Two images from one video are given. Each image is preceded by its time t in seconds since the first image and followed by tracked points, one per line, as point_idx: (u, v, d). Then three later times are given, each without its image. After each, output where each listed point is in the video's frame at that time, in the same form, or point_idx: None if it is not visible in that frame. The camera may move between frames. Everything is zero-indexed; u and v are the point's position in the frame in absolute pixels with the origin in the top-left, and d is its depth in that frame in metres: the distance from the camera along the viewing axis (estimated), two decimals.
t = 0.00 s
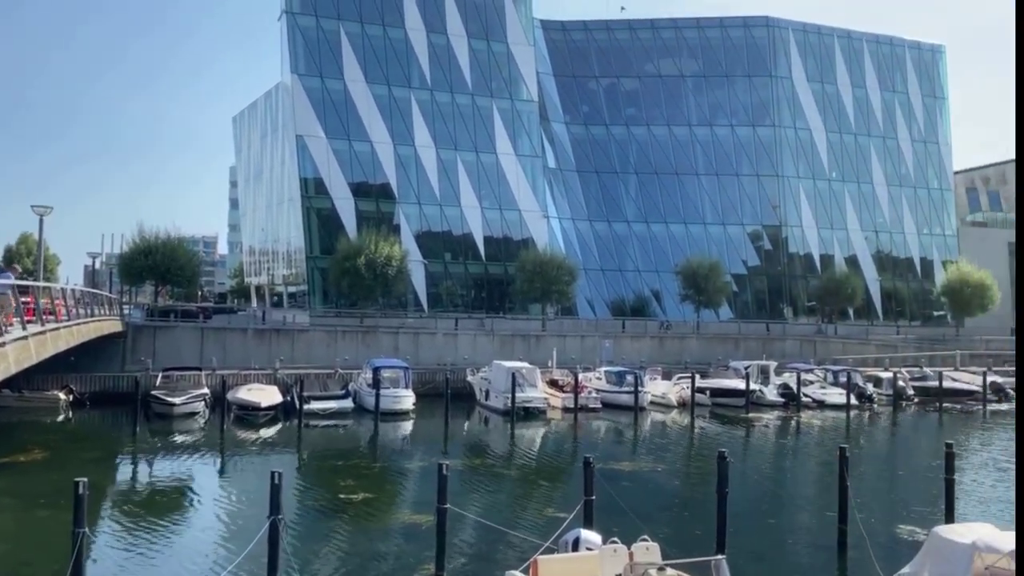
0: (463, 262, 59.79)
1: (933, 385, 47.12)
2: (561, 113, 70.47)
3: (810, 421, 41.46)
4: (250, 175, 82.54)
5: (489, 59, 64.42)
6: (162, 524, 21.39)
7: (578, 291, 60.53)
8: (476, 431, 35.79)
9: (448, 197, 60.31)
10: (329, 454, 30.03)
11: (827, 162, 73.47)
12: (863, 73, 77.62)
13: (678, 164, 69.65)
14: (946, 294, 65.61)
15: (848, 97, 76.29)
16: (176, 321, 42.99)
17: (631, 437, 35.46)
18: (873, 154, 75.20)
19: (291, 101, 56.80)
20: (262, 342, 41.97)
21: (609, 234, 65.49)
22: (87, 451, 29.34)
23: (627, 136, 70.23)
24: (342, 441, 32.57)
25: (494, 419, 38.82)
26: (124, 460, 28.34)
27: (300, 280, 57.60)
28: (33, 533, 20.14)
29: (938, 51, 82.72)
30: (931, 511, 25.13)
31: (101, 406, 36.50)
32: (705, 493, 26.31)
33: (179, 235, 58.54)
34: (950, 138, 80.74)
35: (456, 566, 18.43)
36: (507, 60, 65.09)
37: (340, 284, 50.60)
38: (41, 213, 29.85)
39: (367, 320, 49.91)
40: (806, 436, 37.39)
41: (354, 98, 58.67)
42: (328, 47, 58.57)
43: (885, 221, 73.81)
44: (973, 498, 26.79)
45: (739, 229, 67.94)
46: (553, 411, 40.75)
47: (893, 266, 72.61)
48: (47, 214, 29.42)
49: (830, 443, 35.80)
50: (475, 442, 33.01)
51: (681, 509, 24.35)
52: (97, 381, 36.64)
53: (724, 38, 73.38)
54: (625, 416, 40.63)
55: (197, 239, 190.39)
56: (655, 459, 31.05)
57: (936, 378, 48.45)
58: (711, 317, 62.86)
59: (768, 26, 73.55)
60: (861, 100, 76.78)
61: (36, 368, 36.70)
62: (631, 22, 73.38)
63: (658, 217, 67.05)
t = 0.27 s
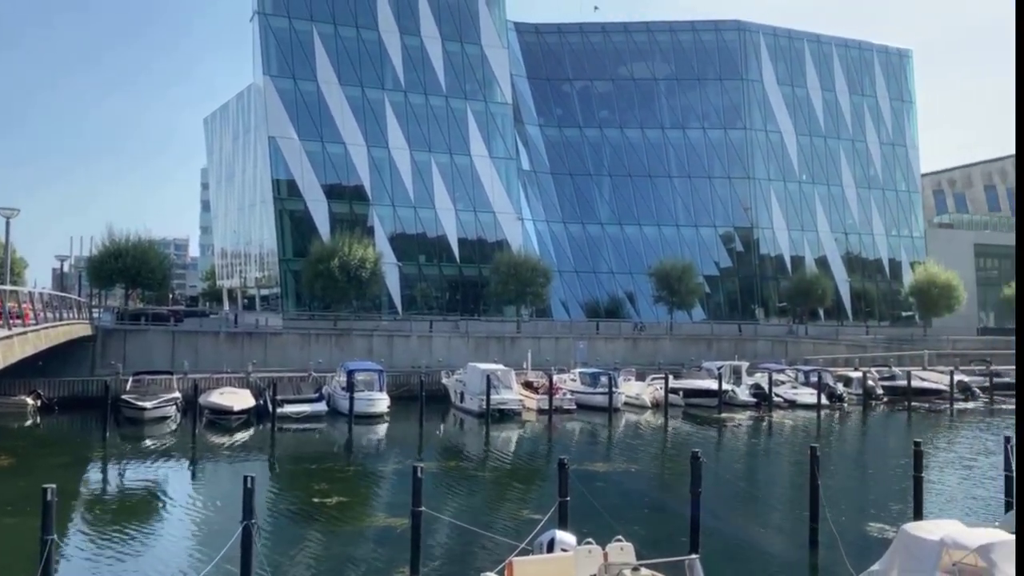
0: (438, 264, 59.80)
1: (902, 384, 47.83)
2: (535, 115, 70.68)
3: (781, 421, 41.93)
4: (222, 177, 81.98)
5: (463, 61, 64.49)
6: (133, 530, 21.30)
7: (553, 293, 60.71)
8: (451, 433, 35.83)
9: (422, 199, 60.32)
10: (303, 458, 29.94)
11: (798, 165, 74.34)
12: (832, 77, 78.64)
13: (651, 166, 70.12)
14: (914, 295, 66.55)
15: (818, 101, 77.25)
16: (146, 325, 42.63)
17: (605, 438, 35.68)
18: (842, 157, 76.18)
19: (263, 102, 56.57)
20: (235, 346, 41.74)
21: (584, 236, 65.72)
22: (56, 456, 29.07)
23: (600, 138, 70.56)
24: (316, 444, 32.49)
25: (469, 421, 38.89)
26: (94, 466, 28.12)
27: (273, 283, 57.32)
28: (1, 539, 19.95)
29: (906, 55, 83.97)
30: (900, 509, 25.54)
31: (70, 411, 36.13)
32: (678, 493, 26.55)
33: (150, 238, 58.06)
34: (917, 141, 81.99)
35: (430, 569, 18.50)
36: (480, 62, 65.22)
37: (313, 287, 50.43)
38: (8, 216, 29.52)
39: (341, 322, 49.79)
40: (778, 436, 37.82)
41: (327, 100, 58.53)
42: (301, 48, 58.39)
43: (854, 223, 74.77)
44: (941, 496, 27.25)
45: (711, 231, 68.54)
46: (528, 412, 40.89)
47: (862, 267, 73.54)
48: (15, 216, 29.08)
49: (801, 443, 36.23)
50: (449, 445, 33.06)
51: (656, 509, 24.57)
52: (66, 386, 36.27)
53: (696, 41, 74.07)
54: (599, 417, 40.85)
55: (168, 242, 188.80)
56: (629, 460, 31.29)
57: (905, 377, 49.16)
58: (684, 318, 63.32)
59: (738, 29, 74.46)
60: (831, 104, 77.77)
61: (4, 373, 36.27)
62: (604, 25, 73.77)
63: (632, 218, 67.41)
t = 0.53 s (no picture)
0: (414, 267, 59.81)
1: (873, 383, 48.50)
2: (510, 117, 70.85)
3: (755, 421, 42.39)
4: (195, 178, 81.43)
5: (438, 63, 64.55)
6: (105, 536, 21.23)
7: (529, 295, 60.89)
8: (427, 436, 35.90)
9: (398, 201, 60.30)
10: (278, 461, 29.90)
11: (770, 167, 75.13)
12: (804, 80, 79.54)
13: (626, 168, 70.54)
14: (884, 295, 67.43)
15: (790, 104, 78.12)
16: (118, 328, 42.31)
17: (580, 439, 35.90)
18: (814, 159, 77.07)
19: (237, 103, 56.33)
20: (208, 349, 41.53)
21: (559, 237, 65.98)
22: (27, 462, 28.83)
23: (576, 140, 70.87)
24: (292, 448, 32.45)
25: (445, 424, 38.97)
26: (65, 471, 27.92)
27: (247, 285, 57.04)
28: None
29: (876, 59, 85.11)
30: (871, 507, 25.95)
31: (40, 415, 35.80)
32: (654, 493, 26.81)
33: (121, 240, 57.57)
34: (887, 144, 83.14)
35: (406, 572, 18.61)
36: (456, 64, 65.33)
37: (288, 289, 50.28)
38: None
39: (316, 325, 49.69)
40: (751, 435, 38.26)
41: (302, 101, 58.35)
42: (275, 49, 58.20)
43: (825, 225, 75.65)
44: (911, 493, 27.72)
45: (686, 233, 69.06)
46: (504, 414, 41.04)
47: (833, 268, 74.41)
48: None
49: (774, 442, 36.65)
50: (426, 447, 33.14)
51: (631, 509, 24.81)
52: (36, 391, 35.94)
53: (670, 44, 74.62)
54: (575, 418, 41.09)
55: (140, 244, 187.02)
56: (605, 460, 31.53)
57: (876, 377, 49.83)
58: (659, 319, 63.74)
59: (711, 33, 75.22)
60: (803, 107, 78.67)
61: None
62: (579, 28, 74.13)
63: (607, 220, 67.77)
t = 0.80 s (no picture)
0: (390, 269, 59.75)
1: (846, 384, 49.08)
2: (487, 120, 70.93)
3: (730, 422, 42.76)
4: (168, 181, 80.81)
5: (414, 66, 64.53)
6: (77, 544, 21.11)
7: (505, 297, 60.97)
8: (404, 439, 35.90)
9: (374, 203, 60.25)
10: (253, 466, 29.79)
11: (744, 170, 75.85)
12: (777, 85, 80.36)
13: (601, 171, 70.87)
14: (855, 297, 68.19)
15: (763, 108, 78.90)
16: (89, 332, 41.92)
17: (557, 441, 36.06)
18: (786, 163, 77.88)
19: (211, 104, 56.06)
20: (182, 353, 41.25)
21: (536, 240, 66.18)
22: None
23: (552, 143, 71.11)
24: (267, 453, 32.33)
25: (422, 427, 38.99)
26: (36, 478, 27.66)
27: (221, 288, 56.73)
28: None
29: (848, 64, 86.12)
30: (844, 507, 26.30)
31: (10, 421, 35.42)
32: (629, 494, 26.99)
33: (93, 243, 57.03)
34: (859, 148, 84.20)
35: None
36: (432, 67, 65.37)
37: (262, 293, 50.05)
38: None
39: (290, 328, 49.50)
40: (726, 436, 38.61)
41: (276, 103, 58.17)
42: (249, 51, 57.99)
43: (798, 227, 76.45)
44: (884, 492, 28.14)
45: (661, 236, 69.51)
46: (481, 417, 41.13)
47: (806, 270, 75.16)
48: None
49: (749, 443, 37.00)
50: (402, 451, 33.16)
51: (607, 510, 24.98)
52: (6, 396, 35.55)
53: (644, 49, 75.14)
54: (552, 420, 41.28)
55: (112, 247, 185.30)
56: (581, 462, 31.71)
57: (848, 378, 50.42)
58: (635, 321, 64.09)
59: (686, 37, 75.85)
60: (776, 111, 79.46)
61: None
62: (555, 32, 74.40)
63: (583, 223, 68.05)
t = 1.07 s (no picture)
0: (367, 273, 59.56)
1: (820, 386, 49.55)
2: (464, 123, 70.93)
3: (705, 424, 43.05)
4: (141, 184, 80.13)
5: (390, 69, 64.44)
6: (48, 552, 20.89)
7: (482, 300, 60.95)
8: (380, 443, 35.83)
9: (350, 206, 60.05)
10: (227, 472, 29.58)
11: (719, 174, 76.43)
12: (751, 89, 81.09)
13: (578, 175, 71.09)
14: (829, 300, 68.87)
15: (738, 113, 79.58)
16: (60, 337, 41.44)
17: (534, 444, 36.13)
18: (761, 167, 78.57)
19: (184, 106, 55.67)
20: (155, 358, 40.87)
21: (512, 243, 66.22)
22: None
23: (529, 146, 71.23)
24: (242, 458, 32.13)
25: (399, 431, 38.93)
26: (5, 485, 27.32)
27: (195, 292, 56.28)
28: None
29: (821, 70, 87.07)
30: (819, 508, 26.58)
31: None
32: (606, 497, 27.11)
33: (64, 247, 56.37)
34: (832, 152, 85.07)
35: None
36: (408, 70, 65.31)
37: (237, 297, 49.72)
38: None
39: (265, 333, 49.21)
40: (701, 439, 38.85)
41: (251, 106, 57.87)
42: (223, 53, 57.66)
43: (772, 231, 77.10)
44: (857, 493, 28.44)
45: (637, 239, 69.83)
46: (458, 421, 41.10)
47: (780, 273, 75.79)
48: None
49: (724, 445, 37.28)
50: (379, 455, 33.10)
51: (584, 514, 25.04)
52: None
53: (620, 53, 75.57)
54: (529, 423, 41.37)
55: (84, 252, 183.24)
56: (558, 465, 31.77)
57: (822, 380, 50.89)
58: (612, 324, 64.31)
59: (661, 42, 76.39)
60: (750, 115, 80.15)
61: None
62: (532, 36, 74.57)
63: (560, 226, 68.19)
